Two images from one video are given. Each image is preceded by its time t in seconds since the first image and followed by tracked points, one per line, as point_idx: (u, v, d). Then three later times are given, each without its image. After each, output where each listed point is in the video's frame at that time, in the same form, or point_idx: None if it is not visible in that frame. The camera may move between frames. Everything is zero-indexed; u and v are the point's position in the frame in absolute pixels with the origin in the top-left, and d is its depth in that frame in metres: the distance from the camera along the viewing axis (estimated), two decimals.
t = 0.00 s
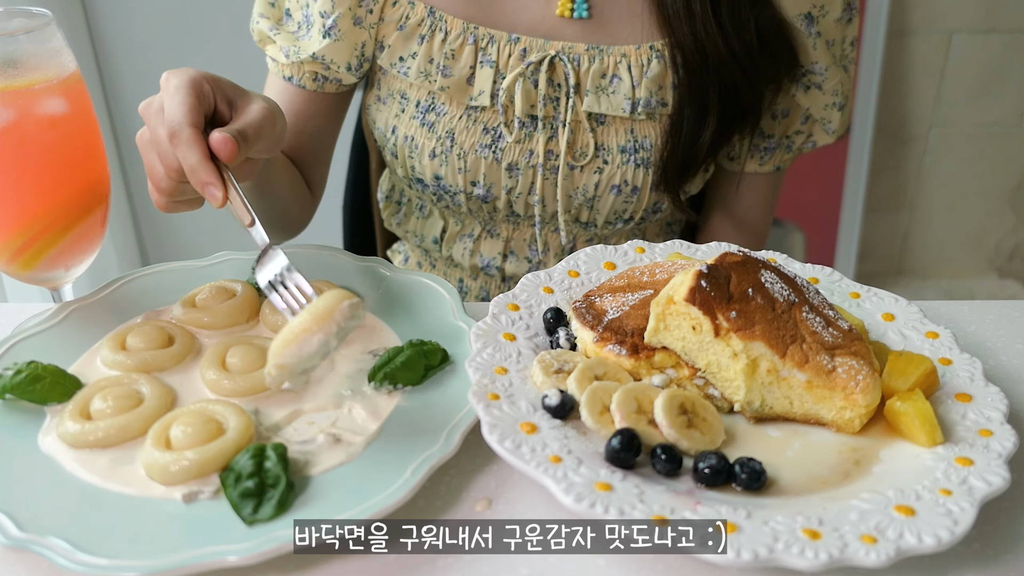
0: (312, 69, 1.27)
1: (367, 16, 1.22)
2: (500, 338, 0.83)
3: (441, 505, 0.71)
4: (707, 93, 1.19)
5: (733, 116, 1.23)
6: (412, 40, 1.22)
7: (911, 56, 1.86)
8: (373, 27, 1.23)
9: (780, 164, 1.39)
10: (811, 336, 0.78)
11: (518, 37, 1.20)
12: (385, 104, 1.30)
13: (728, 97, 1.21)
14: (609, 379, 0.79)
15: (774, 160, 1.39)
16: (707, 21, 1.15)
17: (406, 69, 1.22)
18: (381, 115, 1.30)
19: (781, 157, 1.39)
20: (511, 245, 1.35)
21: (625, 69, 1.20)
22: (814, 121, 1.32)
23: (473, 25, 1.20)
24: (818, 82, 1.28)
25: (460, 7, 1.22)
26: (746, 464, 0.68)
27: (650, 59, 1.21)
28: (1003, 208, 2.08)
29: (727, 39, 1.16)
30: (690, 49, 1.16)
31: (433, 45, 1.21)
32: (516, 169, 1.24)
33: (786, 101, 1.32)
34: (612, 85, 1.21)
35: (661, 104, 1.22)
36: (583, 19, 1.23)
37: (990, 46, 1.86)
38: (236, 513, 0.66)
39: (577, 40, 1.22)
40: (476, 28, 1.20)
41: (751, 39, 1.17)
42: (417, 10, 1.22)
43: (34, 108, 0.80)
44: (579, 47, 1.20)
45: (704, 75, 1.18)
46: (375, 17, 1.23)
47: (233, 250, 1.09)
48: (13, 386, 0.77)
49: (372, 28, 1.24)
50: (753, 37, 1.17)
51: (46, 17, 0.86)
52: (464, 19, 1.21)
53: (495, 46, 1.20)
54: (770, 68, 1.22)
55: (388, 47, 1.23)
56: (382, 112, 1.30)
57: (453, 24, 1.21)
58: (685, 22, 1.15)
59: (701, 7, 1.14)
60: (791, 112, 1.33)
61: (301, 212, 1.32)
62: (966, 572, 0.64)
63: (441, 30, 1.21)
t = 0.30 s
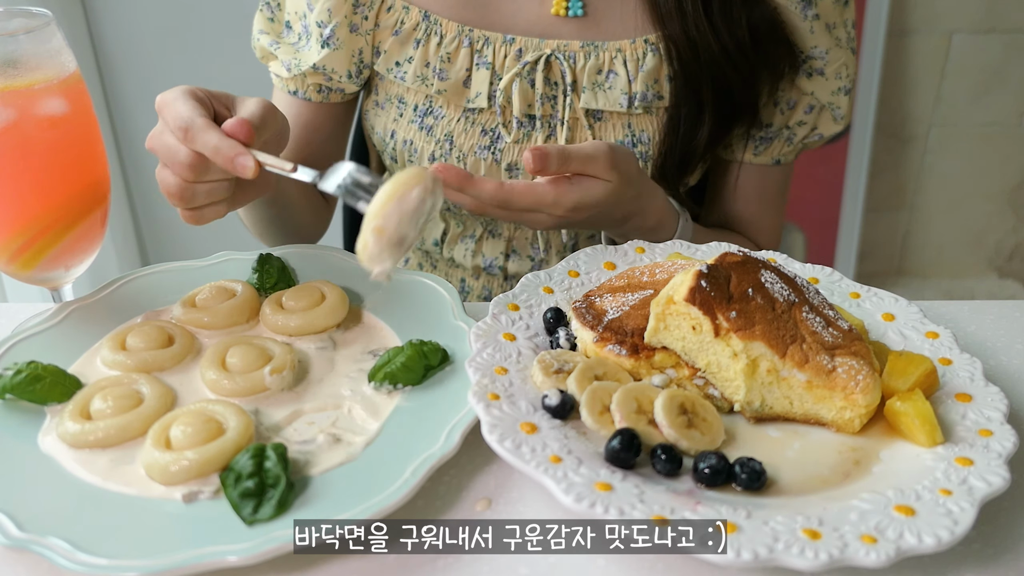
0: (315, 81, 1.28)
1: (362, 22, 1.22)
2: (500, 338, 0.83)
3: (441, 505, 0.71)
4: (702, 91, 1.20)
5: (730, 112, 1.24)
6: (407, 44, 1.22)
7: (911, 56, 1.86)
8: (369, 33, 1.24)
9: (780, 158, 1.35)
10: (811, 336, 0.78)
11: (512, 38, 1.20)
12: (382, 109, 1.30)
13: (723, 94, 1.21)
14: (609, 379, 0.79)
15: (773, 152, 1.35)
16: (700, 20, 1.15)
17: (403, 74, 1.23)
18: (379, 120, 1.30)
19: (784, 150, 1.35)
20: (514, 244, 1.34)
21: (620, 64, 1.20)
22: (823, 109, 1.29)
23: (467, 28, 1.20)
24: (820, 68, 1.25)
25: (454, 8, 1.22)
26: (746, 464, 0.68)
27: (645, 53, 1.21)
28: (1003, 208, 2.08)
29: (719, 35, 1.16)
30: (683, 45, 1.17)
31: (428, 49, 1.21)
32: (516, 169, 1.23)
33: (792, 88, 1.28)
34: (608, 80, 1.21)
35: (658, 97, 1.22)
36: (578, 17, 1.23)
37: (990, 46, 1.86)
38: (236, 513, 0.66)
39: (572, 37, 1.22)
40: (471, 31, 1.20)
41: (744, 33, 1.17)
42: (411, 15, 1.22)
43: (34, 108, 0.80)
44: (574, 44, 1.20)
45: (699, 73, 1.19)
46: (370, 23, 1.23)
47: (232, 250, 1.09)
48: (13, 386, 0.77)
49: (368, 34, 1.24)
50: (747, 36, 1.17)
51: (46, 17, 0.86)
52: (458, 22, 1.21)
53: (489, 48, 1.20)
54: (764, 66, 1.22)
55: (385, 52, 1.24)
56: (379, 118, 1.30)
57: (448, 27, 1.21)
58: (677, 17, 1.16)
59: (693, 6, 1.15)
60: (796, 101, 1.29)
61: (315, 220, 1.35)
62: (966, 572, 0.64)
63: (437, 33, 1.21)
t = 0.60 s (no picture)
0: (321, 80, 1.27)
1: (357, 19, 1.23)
2: (500, 338, 0.83)
3: (441, 506, 0.71)
4: (692, 79, 1.22)
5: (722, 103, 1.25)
6: (403, 43, 1.23)
7: (911, 56, 1.86)
8: (364, 32, 1.24)
9: (771, 139, 1.32)
10: (811, 336, 0.78)
11: (507, 37, 1.20)
12: (380, 110, 1.32)
13: (712, 85, 1.23)
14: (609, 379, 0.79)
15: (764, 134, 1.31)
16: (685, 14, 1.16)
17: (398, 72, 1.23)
18: (377, 121, 1.32)
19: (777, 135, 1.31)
20: (512, 243, 1.34)
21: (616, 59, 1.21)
22: (822, 91, 1.27)
23: (463, 28, 1.21)
24: (817, 51, 1.25)
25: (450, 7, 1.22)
26: (746, 464, 0.68)
27: (640, 46, 1.22)
28: (1003, 208, 2.08)
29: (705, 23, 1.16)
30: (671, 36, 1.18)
31: (424, 47, 1.22)
32: (513, 167, 1.25)
33: (792, 70, 1.26)
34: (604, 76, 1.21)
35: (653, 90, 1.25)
36: (572, 13, 1.22)
37: (990, 46, 1.86)
38: (236, 513, 0.66)
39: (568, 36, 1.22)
40: (466, 30, 1.21)
41: (730, 13, 1.16)
42: (407, 14, 1.22)
43: (34, 108, 0.80)
44: (569, 41, 1.20)
45: (688, 66, 1.20)
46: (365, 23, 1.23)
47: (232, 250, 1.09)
48: (13, 386, 0.77)
49: (363, 33, 1.24)
50: (736, 30, 1.17)
51: (46, 17, 0.86)
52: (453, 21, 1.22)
53: (485, 47, 1.21)
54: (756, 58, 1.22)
55: (380, 52, 1.24)
56: (377, 118, 1.32)
57: (443, 27, 1.21)
58: (665, 8, 1.16)
59: None
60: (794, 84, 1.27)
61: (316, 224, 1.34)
62: (967, 572, 0.64)
63: (432, 32, 1.21)
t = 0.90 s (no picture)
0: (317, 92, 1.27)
1: (353, 29, 1.22)
2: (500, 338, 0.83)
3: (441, 505, 0.71)
4: (693, 79, 1.23)
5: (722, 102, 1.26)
6: (399, 51, 1.22)
7: (911, 55, 1.86)
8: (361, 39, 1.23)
9: (767, 134, 1.34)
10: (811, 336, 0.78)
11: (505, 40, 1.20)
12: (376, 117, 1.30)
13: (713, 83, 1.23)
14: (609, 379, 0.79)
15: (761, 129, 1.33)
16: (685, 13, 1.16)
17: (396, 81, 1.23)
18: (374, 128, 1.30)
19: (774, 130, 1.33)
20: (514, 244, 1.35)
21: (614, 59, 1.20)
22: (818, 86, 1.28)
23: (460, 33, 1.21)
24: (813, 48, 1.25)
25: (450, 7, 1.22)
26: (746, 464, 0.68)
27: (637, 45, 1.21)
28: (1003, 207, 2.08)
29: (705, 25, 1.17)
30: (670, 35, 1.18)
31: (421, 54, 1.21)
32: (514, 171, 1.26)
33: (792, 67, 1.26)
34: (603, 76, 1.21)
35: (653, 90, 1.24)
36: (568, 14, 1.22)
37: (990, 45, 1.86)
38: (236, 513, 0.66)
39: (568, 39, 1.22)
40: (463, 36, 1.21)
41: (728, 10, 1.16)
42: (403, 20, 1.21)
43: (33, 108, 0.80)
44: (567, 42, 1.20)
45: (688, 66, 1.21)
46: (360, 30, 1.22)
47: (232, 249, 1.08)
48: (13, 386, 0.77)
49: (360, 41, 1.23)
50: (736, 29, 1.17)
51: (46, 17, 0.86)
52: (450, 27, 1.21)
53: (482, 52, 1.20)
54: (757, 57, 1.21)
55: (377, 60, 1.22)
56: (373, 125, 1.31)
57: (440, 33, 1.21)
58: (664, 7, 1.16)
59: None
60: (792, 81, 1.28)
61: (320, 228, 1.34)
62: (967, 572, 0.64)
63: (429, 39, 1.21)
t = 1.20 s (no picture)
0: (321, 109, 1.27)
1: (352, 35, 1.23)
2: (500, 338, 0.83)
3: (441, 505, 0.71)
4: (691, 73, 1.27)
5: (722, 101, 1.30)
6: (399, 56, 1.23)
7: (911, 55, 1.86)
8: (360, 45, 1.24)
9: (770, 118, 1.32)
10: (811, 336, 0.78)
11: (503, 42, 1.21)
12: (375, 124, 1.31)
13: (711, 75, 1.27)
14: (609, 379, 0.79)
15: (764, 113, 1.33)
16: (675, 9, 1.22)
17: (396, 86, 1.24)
18: (374, 134, 1.31)
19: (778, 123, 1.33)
20: (517, 245, 1.34)
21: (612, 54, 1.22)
22: (818, 68, 1.28)
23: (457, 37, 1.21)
24: (809, 31, 1.26)
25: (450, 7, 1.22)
26: (746, 464, 0.68)
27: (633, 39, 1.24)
28: (1003, 207, 2.08)
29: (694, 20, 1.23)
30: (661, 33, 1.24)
31: (420, 59, 1.22)
32: (517, 173, 1.26)
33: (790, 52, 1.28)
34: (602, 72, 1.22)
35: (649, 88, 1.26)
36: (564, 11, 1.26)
37: (990, 45, 1.86)
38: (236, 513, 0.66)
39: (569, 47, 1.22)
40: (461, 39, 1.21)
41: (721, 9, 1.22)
42: (401, 25, 1.23)
43: (33, 108, 0.80)
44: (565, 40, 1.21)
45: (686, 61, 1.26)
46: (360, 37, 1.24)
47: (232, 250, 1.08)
48: (13, 386, 0.77)
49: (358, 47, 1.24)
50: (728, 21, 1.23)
51: (46, 17, 0.86)
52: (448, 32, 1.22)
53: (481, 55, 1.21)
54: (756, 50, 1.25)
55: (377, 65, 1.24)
56: (372, 132, 1.31)
57: (438, 37, 1.22)
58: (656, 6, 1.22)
59: None
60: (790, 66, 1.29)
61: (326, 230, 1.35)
62: (967, 572, 0.64)
63: (427, 44, 1.22)
